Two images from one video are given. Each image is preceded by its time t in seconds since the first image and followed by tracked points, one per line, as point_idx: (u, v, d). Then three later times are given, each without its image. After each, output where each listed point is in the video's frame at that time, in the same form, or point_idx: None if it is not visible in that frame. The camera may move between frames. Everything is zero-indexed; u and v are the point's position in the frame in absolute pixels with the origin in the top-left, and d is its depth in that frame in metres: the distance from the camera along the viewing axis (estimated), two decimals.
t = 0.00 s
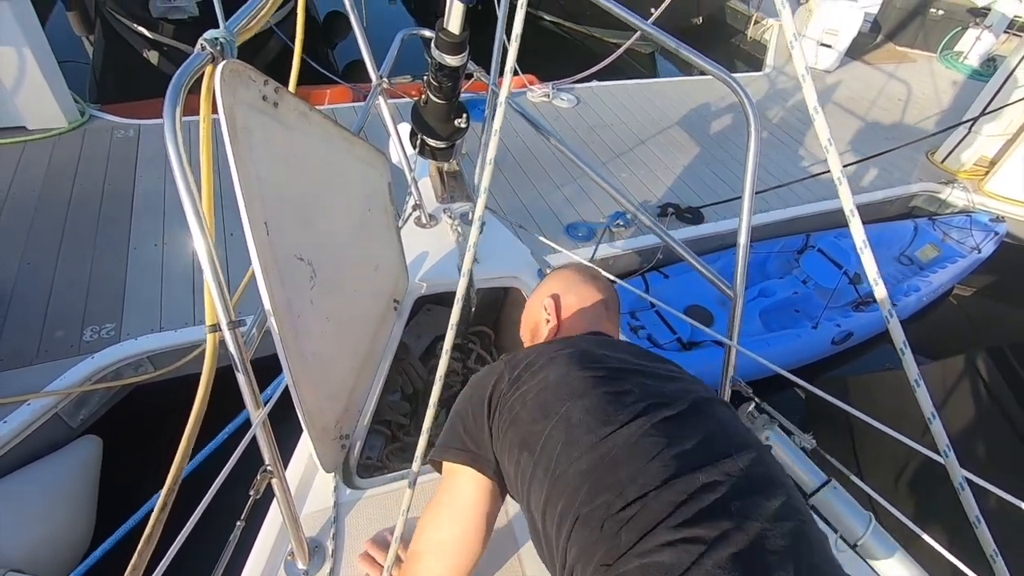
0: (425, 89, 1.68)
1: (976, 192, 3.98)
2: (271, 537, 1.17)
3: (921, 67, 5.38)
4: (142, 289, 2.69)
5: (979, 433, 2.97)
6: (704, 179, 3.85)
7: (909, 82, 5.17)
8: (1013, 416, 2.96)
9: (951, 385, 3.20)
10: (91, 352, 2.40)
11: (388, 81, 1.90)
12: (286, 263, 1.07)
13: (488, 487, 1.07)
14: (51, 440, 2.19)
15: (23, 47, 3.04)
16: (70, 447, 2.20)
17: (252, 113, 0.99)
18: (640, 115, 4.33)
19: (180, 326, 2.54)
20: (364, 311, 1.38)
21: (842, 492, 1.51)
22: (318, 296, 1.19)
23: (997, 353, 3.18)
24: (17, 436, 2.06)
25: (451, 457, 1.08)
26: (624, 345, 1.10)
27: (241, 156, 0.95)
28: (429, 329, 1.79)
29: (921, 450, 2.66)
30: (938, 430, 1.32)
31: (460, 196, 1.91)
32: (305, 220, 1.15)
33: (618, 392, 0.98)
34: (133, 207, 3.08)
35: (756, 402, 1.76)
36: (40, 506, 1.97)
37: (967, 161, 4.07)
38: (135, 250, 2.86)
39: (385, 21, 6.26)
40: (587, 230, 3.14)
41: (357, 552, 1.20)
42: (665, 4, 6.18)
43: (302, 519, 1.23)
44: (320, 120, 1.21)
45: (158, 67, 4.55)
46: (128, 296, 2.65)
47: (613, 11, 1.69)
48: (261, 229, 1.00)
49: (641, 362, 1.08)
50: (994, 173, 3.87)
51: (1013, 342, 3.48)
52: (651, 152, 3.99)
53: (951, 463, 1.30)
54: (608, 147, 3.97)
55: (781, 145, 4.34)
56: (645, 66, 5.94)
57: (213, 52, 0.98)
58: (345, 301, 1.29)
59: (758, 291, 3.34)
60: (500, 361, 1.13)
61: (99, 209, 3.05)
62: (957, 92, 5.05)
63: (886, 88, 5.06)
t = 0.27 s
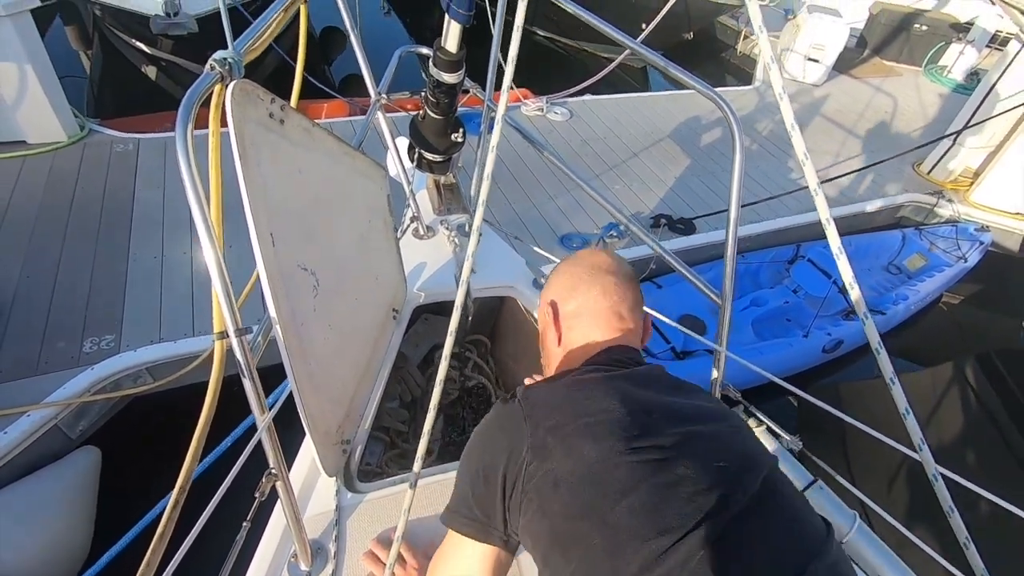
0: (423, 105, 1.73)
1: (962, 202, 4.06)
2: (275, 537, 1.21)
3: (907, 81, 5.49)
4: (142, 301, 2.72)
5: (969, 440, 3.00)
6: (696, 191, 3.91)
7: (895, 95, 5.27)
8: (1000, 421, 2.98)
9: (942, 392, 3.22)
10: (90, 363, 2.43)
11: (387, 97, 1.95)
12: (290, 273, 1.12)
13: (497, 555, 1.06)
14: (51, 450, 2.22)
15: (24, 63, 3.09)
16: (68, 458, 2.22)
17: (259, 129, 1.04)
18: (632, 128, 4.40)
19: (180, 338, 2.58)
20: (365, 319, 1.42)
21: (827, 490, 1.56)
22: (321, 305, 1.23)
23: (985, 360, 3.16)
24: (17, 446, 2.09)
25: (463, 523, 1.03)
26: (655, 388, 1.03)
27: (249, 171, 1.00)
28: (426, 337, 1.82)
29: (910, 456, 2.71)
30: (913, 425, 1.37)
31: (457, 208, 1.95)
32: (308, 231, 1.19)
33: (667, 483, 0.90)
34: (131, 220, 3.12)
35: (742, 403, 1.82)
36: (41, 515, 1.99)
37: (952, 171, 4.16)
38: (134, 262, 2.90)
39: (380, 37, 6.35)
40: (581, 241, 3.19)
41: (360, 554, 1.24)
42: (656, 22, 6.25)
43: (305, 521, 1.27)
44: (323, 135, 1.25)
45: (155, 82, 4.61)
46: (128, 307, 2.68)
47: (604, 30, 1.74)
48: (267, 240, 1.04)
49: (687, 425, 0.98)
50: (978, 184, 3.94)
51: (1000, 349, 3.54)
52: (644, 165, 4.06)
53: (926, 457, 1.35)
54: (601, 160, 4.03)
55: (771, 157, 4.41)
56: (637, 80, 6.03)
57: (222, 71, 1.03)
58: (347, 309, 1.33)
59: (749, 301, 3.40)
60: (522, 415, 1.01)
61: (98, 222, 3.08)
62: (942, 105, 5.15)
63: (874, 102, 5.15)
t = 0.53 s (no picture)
0: (412, 110, 1.79)
1: (936, 203, 4.18)
2: (277, 522, 1.26)
3: (882, 87, 5.65)
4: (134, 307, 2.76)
5: (947, 433, 3.11)
6: (679, 194, 4.00)
7: (871, 100, 5.41)
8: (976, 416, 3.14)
9: (919, 387, 3.34)
10: (84, 369, 2.46)
11: (377, 103, 2.02)
12: (289, 268, 1.17)
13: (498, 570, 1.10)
14: (45, 455, 2.24)
15: (14, 75, 3.13)
16: (63, 463, 2.25)
17: (259, 131, 1.09)
18: (616, 134, 4.49)
19: (174, 342, 2.61)
20: (359, 314, 1.48)
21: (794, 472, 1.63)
22: (318, 300, 1.29)
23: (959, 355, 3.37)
24: (12, 451, 2.12)
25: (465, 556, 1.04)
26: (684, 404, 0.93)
27: (251, 171, 1.06)
28: (418, 336, 1.88)
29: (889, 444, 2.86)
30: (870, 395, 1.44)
31: (446, 211, 2.01)
32: (305, 229, 1.25)
33: (705, 533, 0.81)
34: (121, 228, 3.15)
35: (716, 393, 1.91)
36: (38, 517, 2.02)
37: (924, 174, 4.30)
38: (126, 269, 2.93)
39: (366, 47, 6.43)
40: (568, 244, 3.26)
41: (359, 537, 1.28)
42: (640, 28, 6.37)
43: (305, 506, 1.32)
44: (318, 138, 1.31)
45: (143, 93, 4.65)
46: (120, 314, 2.72)
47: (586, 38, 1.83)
48: (268, 237, 1.10)
49: (740, 462, 0.86)
50: (951, 185, 4.07)
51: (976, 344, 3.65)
52: (629, 170, 4.14)
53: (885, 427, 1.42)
54: (587, 166, 4.11)
55: (752, 161, 4.52)
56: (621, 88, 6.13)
57: (223, 77, 1.09)
58: (342, 304, 1.39)
59: (732, 300, 3.49)
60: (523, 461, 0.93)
61: (89, 230, 3.11)
62: (916, 110, 5.30)
63: (850, 108, 5.29)
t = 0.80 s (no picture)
0: (388, 119, 1.87)
1: (892, 208, 4.37)
2: (261, 511, 1.32)
3: (842, 96, 5.87)
4: (110, 314, 2.77)
5: (905, 426, 3.26)
6: (649, 200, 4.12)
7: (831, 109, 5.63)
8: (931, 409, 3.34)
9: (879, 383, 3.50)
10: (59, 378, 2.47)
11: (354, 112, 2.09)
12: (272, 269, 1.23)
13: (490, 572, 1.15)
14: (21, 463, 2.25)
15: None
16: (37, 474, 2.26)
17: (243, 139, 1.16)
18: (587, 142, 4.61)
19: (151, 350, 2.63)
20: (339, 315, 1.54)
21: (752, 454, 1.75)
22: (299, 300, 1.34)
23: (916, 354, 3.57)
24: None
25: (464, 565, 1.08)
26: (677, 424, 0.95)
27: (236, 177, 1.12)
28: (396, 337, 1.95)
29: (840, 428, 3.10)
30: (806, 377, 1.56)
31: (422, 216, 2.08)
32: (287, 232, 1.31)
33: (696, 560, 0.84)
34: (95, 237, 3.15)
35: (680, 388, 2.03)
36: (16, 524, 2.03)
37: (881, 178, 4.48)
38: (102, 278, 2.94)
39: (340, 57, 6.48)
40: (543, 249, 3.35)
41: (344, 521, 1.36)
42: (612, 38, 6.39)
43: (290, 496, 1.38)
44: (299, 146, 1.38)
45: (114, 101, 4.67)
46: (96, 321, 2.73)
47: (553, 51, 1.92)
48: (252, 240, 1.16)
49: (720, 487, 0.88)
50: (906, 190, 4.26)
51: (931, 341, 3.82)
52: (600, 177, 4.25)
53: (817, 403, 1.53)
54: (560, 173, 4.21)
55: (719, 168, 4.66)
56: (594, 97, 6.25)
57: (206, 88, 1.15)
58: (323, 304, 1.45)
59: (701, 302, 3.61)
60: (514, 489, 0.95)
61: (62, 239, 3.11)
62: (874, 118, 5.52)
63: (812, 116, 5.49)
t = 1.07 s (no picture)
0: (356, 133, 1.90)
1: (849, 215, 4.53)
2: (232, 519, 1.34)
3: (800, 109, 6.08)
4: (75, 331, 2.74)
5: (865, 424, 3.38)
6: (616, 210, 4.21)
7: (790, 121, 5.82)
8: (889, 408, 3.47)
9: (839, 383, 3.60)
10: (22, 397, 2.44)
11: (322, 126, 2.12)
12: (240, 280, 1.26)
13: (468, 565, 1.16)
14: None
15: None
16: None
17: (211, 153, 1.19)
18: (555, 154, 4.69)
19: (117, 367, 2.61)
20: (308, 325, 1.56)
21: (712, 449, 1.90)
22: (268, 310, 1.37)
23: (874, 354, 3.73)
24: None
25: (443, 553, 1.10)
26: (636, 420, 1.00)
27: (203, 190, 1.15)
28: (367, 347, 1.98)
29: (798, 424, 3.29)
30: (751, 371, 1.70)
31: (392, 227, 2.12)
32: (255, 244, 1.34)
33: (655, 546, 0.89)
34: (58, 254, 3.11)
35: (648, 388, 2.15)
36: None
37: (837, 187, 4.65)
38: (67, 294, 2.91)
39: (309, 71, 6.49)
40: (513, 258, 3.41)
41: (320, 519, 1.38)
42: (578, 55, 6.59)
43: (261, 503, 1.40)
44: (266, 159, 1.41)
45: (75, 116, 4.57)
46: (61, 338, 2.70)
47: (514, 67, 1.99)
48: (220, 252, 1.19)
49: (676, 478, 0.93)
50: (861, 197, 4.42)
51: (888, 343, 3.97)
52: (569, 187, 4.34)
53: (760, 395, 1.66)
54: (529, 184, 4.28)
55: (684, 178, 4.78)
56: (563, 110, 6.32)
57: (173, 104, 1.18)
58: (291, 314, 1.48)
59: (669, 308, 3.69)
60: (491, 467, 1.00)
61: (25, 256, 3.07)
62: (830, 129, 5.73)
63: (772, 128, 5.66)
